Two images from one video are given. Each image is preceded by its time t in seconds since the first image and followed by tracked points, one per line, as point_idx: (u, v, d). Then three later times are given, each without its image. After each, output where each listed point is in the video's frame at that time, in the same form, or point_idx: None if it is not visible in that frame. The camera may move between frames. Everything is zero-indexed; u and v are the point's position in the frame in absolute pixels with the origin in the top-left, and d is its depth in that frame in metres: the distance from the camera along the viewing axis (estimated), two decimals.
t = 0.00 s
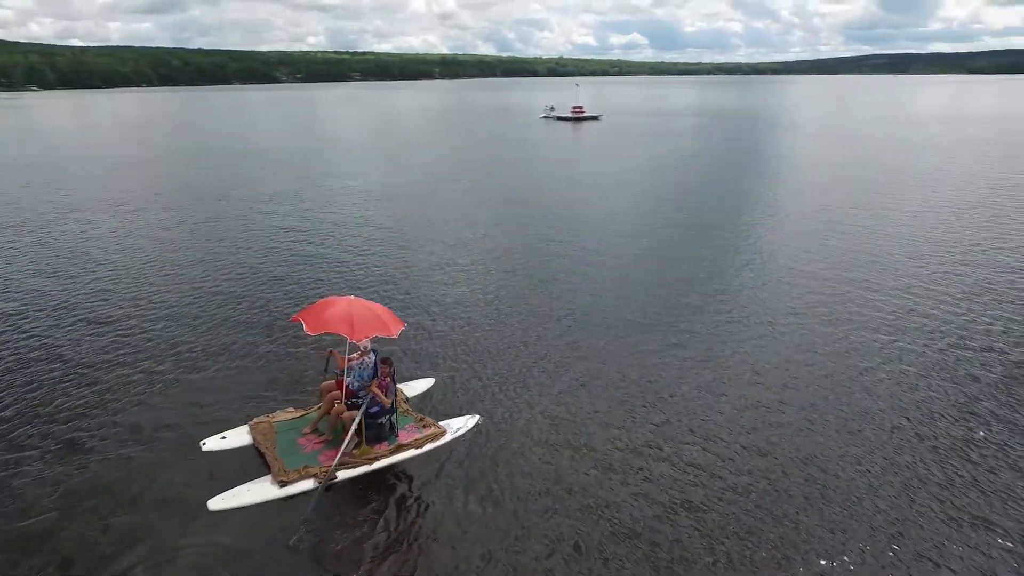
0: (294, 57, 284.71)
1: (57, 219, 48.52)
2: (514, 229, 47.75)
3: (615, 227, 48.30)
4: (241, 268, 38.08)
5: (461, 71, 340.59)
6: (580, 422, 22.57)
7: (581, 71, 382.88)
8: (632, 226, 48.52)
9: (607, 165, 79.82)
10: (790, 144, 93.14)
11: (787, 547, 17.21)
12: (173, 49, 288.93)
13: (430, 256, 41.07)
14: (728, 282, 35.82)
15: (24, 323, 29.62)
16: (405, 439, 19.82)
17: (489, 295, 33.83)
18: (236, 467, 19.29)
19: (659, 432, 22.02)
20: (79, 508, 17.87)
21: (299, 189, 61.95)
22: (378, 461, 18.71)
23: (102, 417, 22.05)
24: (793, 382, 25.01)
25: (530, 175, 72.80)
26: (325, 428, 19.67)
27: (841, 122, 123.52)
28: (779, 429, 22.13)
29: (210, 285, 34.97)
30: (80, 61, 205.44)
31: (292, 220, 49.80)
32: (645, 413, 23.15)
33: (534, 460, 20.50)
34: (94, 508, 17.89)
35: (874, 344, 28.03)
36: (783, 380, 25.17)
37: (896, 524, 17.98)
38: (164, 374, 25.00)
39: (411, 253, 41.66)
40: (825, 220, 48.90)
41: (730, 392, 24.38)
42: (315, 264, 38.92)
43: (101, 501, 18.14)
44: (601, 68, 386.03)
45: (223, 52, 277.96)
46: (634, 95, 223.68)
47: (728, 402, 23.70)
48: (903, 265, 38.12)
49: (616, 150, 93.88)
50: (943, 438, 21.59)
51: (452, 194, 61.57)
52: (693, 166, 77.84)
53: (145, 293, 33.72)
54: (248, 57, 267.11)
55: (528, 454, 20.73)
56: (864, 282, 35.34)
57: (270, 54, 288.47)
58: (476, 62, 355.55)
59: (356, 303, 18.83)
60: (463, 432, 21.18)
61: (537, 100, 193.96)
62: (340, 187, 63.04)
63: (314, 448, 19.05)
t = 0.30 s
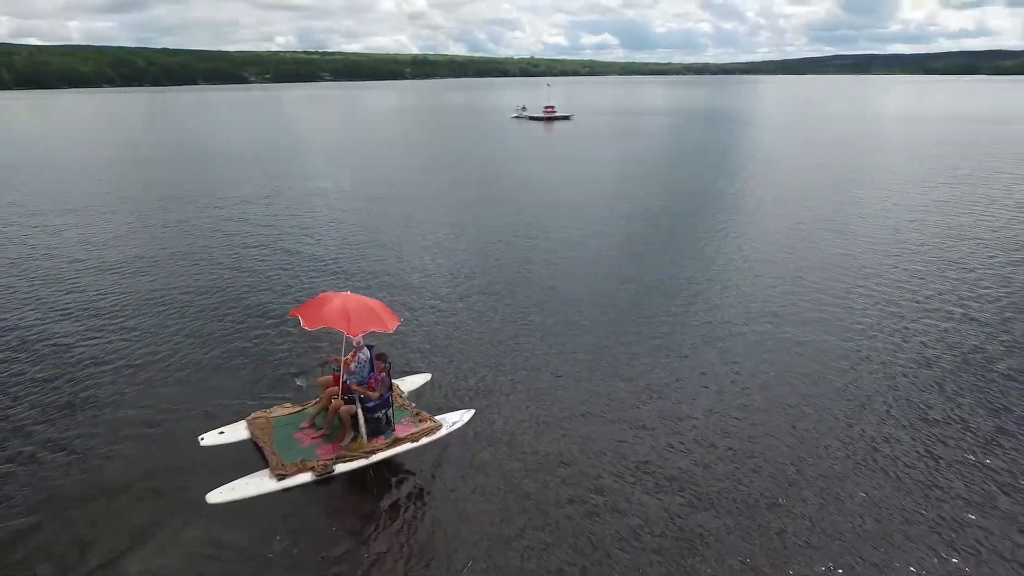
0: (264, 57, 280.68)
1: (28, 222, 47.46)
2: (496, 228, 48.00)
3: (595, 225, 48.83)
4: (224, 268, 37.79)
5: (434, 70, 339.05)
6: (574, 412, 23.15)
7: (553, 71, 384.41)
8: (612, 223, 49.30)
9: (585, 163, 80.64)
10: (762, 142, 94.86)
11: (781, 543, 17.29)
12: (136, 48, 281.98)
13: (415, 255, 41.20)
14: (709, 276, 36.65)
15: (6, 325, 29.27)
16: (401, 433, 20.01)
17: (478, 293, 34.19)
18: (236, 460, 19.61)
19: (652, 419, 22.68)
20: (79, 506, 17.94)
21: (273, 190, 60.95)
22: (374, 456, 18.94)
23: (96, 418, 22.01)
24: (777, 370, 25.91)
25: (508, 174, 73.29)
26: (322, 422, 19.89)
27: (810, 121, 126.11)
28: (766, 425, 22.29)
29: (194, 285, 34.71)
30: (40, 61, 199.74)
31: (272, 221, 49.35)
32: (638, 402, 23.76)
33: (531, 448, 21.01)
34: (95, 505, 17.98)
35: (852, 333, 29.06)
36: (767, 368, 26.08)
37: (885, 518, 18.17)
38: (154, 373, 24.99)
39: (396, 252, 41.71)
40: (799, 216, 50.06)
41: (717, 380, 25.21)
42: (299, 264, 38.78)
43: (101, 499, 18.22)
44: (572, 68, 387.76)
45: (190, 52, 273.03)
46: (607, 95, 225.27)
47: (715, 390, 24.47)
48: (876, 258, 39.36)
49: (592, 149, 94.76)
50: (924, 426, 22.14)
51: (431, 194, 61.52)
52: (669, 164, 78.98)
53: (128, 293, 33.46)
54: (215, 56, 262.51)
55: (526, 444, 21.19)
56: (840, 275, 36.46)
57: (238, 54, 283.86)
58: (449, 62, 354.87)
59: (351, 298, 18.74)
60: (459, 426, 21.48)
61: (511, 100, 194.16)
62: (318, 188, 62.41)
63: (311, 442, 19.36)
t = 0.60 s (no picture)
0: (228, 56, 275.61)
1: None
2: (476, 226, 48.43)
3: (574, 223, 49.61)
4: (207, 268, 37.71)
5: (403, 70, 336.87)
6: (561, 401, 23.95)
7: (523, 71, 385.21)
8: (588, 221, 50.25)
9: (557, 162, 81.52)
10: (732, 141, 96.76)
11: (766, 533, 17.69)
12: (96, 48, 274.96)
13: (398, 254, 41.50)
14: (687, 271, 37.72)
15: None
16: (394, 429, 20.80)
17: (463, 290, 34.75)
18: (232, 455, 19.95)
19: (638, 407, 23.56)
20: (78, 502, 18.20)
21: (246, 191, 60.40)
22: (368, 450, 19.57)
23: (88, 418, 22.13)
24: (753, 357, 27.06)
25: (483, 173, 73.75)
26: (316, 418, 20.50)
27: (776, 120, 129.18)
28: (746, 417, 22.97)
29: (174, 286, 34.59)
30: None
31: (250, 221, 49.10)
32: (623, 390, 24.65)
33: (523, 436, 21.73)
34: (94, 501, 18.26)
35: (822, 321, 30.39)
36: (742, 356, 27.21)
37: (861, 496, 19.09)
38: (142, 372, 25.10)
39: (379, 251, 41.99)
40: (767, 213, 51.60)
41: (697, 368, 26.23)
42: (282, 264, 38.84)
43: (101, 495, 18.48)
44: (542, 69, 389.24)
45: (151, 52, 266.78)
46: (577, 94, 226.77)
47: (696, 377, 25.50)
48: (845, 252, 40.85)
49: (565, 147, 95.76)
50: (892, 407, 23.39)
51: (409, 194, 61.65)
52: (640, 162, 80.40)
53: (108, 294, 33.28)
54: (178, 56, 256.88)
55: (517, 434, 21.87)
56: (811, 268, 37.82)
57: (202, 53, 278.31)
58: (418, 62, 353.22)
59: (346, 294, 19.33)
60: (452, 421, 22.06)
61: (482, 100, 194.26)
62: (295, 188, 62.11)
63: (305, 437, 19.96)
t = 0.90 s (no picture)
0: (190, 56, 269.55)
1: None
2: (455, 226, 48.64)
3: (553, 221, 50.12)
4: (187, 268, 37.29)
5: (370, 70, 333.95)
6: (551, 393, 24.40)
7: (491, 72, 385.43)
8: (564, 220, 50.90)
9: (530, 161, 82.08)
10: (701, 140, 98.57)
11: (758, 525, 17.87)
12: (53, 47, 266.81)
13: (380, 253, 41.49)
14: (665, 268, 38.54)
15: None
16: (387, 423, 20.48)
17: (449, 288, 35.02)
18: (226, 452, 19.95)
19: (627, 397, 24.14)
20: (74, 503, 18.10)
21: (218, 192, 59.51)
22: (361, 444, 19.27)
23: (77, 418, 21.90)
24: (733, 348, 27.88)
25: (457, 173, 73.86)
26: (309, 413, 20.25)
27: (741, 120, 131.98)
28: (731, 404, 23.67)
29: (152, 287, 34.08)
30: None
31: (227, 222, 48.56)
32: (611, 382, 25.21)
33: (515, 428, 22.12)
34: (90, 501, 18.17)
35: (796, 312, 31.41)
36: (723, 347, 28.03)
37: (845, 475, 19.88)
38: (126, 373, 24.78)
39: (361, 250, 41.93)
40: (738, 210, 52.90)
41: (679, 359, 26.95)
42: (265, 263, 38.57)
43: (97, 495, 18.40)
44: (509, 70, 389.92)
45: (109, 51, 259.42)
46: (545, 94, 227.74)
47: (681, 368, 26.18)
48: (817, 246, 42.11)
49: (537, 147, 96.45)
50: (869, 391, 24.37)
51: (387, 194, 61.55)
52: (612, 162, 81.46)
53: (84, 296, 32.64)
54: (138, 56, 250.39)
55: (512, 427, 22.20)
56: (786, 262, 38.97)
57: (163, 53, 271.88)
58: (385, 62, 350.69)
59: (339, 291, 19.35)
60: (445, 416, 22.00)
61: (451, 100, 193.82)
62: (270, 189, 61.49)
63: (297, 432, 19.73)
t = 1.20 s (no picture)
0: (150, 56, 262.96)
1: None
2: (433, 225, 48.88)
3: (531, 220, 50.68)
4: (164, 269, 36.87)
5: (337, 70, 330.22)
6: (538, 384, 25.00)
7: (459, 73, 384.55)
8: (540, 218, 51.48)
9: (504, 161, 82.52)
10: (670, 139, 100.23)
11: (754, 523, 17.95)
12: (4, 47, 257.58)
13: (360, 252, 41.59)
14: (642, 263, 39.47)
15: None
16: (378, 417, 21.17)
17: (432, 285, 35.40)
18: (218, 448, 20.12)
19: (612, 386, 24.83)
20: (66, 500, 18.06)
21: (189, 193, 58.63)
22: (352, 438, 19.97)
23: (63, 419, 21.72)
24: (711, 337, 28.80)
25: (431, 173, 73.90)
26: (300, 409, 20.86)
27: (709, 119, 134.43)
28: (710, 391, 24.49)
29: (129, 288, 33.70)
30: None
31: (203, 222, 47.95)
32: (595, 371, 25.92)
33: (505, 418, 22.66)
34: (82, 498, 18.14)
35: (769, 303, 32.56)
36: (701, 337, 28.94)
37: (818, 455, 20.75)
38: (110, 373, 24.63)
39: (341, 250, 41.91)
40: (709, 207, 54.16)
41: (660, 349, 27.80)
42: (244, 263, 38.34)
43: (89, 492, 18.38)
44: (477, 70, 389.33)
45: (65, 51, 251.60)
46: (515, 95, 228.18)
47: (661, 357, 27.05)
48: (788, 241, 43.45)
49: (510, 147, 96.90)
50: (840, 376, 25.44)
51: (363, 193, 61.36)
52: (585, 160, 82.40)
53: (60, 298, 32.15)
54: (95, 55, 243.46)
55: (501, 417, 22.68)
56: (760, 256, 40.18)
57: (122, 53, 264.74)
58: (352, 62, 347.30)
59: (328, 287, 20.01)
60: (434, 410, 22.60)
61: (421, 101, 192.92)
62: (242, 190, 60.76)
63: (290, 428, 20.29)
